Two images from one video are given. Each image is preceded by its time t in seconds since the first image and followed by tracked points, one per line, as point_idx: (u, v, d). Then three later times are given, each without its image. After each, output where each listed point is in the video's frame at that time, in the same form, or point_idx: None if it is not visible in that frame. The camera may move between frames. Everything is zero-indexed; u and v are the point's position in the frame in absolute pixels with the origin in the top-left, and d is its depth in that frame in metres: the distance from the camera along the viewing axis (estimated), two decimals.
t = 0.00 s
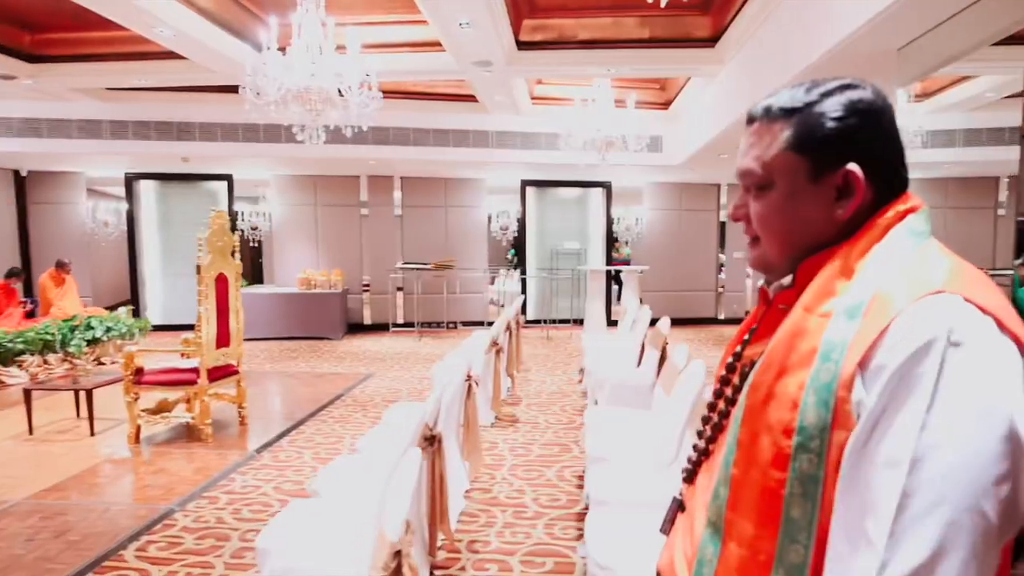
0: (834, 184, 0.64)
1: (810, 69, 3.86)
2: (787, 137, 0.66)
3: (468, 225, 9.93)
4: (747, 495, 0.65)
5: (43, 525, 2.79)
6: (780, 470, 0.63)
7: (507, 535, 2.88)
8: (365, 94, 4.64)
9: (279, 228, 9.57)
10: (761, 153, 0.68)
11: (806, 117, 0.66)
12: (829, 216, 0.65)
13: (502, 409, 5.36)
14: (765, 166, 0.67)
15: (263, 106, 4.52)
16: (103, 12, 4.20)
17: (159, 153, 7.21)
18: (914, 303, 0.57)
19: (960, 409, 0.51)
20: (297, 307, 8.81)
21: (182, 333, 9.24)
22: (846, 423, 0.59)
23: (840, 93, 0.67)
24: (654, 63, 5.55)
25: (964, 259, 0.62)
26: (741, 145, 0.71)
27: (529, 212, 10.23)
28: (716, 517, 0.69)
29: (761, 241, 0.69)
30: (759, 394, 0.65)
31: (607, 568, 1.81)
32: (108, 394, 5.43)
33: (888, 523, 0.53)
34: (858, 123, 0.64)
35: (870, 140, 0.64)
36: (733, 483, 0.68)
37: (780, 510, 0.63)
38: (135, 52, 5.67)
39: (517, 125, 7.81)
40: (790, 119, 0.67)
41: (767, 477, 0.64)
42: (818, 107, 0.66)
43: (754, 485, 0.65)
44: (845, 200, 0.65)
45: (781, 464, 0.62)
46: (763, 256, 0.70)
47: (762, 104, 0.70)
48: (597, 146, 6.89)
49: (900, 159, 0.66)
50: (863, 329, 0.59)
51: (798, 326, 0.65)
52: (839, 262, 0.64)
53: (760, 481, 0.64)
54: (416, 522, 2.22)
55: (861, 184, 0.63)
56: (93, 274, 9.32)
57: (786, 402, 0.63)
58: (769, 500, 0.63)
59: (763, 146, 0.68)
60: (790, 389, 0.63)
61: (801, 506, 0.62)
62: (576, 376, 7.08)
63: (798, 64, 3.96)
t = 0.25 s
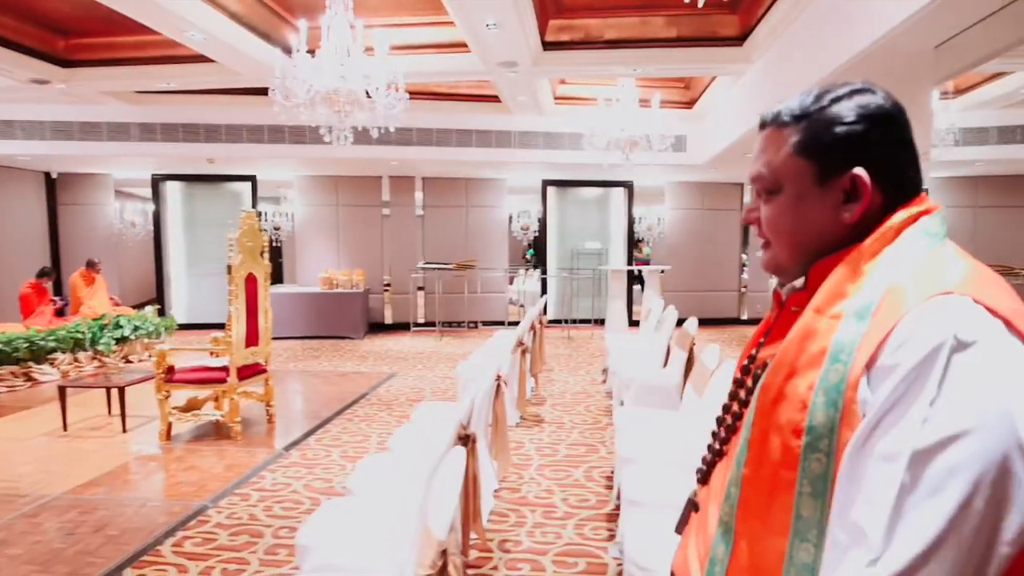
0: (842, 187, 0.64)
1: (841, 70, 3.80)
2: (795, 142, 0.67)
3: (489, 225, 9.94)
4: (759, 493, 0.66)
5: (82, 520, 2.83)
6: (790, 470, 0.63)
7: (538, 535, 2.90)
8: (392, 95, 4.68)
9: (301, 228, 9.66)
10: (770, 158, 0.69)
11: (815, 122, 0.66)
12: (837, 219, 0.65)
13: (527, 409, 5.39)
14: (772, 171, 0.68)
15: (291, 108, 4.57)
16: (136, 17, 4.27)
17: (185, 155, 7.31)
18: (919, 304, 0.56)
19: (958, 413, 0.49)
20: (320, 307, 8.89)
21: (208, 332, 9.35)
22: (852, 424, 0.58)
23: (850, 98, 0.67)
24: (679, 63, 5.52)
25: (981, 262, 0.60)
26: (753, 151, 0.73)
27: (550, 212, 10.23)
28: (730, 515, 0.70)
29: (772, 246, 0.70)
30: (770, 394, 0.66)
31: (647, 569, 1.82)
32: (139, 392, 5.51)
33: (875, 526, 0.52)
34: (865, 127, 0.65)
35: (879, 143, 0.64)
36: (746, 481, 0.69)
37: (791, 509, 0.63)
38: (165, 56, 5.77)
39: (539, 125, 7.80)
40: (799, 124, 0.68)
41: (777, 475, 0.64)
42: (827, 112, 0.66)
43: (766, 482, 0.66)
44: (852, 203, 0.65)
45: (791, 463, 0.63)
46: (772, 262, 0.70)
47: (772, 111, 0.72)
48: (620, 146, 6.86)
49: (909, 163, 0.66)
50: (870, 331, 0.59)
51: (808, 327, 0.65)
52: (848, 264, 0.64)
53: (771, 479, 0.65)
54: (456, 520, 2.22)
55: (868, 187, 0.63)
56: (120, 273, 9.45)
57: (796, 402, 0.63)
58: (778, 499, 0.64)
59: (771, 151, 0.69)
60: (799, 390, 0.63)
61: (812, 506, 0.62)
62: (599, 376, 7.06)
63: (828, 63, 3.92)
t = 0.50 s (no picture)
0: (843, 195, 0.66)
1: (875, 68, 3.74)
2: (799, 150, 0.69)
3: (509, 225, 9.93)
4: (765, 497, 0.68)
5: (119, 514, 2.88)
6: (793, 475, 0.65)
7: (567, 534, 2.89)
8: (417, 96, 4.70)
9: (323, 229, 9.74)
10: (775, 165, 0.71)
11: (819, 130, 0.69)
12: (838, 226, 0.67)
13: (551, 409, 5.38)
14: (777, 177, 0.70)
15: (317, 108, 4.61)
16: (164, 19, 4.31)
17: (210, 156, 7.40)
18: (917, 312, 0.58)
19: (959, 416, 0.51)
20: (342, 306, 8.95)
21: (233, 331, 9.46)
22: (853, 430, 0.60)
23: (855, 106, 0.69)
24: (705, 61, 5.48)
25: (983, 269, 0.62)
26: (761, 157, 0.75)
27: (570, 212, 10.20)
28: (736, 519, 0.72)
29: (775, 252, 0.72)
30: (773, 400, 0.68)
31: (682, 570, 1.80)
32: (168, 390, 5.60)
33: (883, 525, 0.54)
34: (871, 135, 0.66)
35: (883, 151, 0.66)
36: (752, 486, 0.71)
37: (793, 512, 0.65)
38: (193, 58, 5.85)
39: (561, 124, 7.78)
40: (803, 131, 0.70)
41: (781, 481, 0.66)
42: (833, 118, 0.68)
43: (771, 488, 0.68)
44: (853, 210, 0.66)
45: (794, 469, 0.65)
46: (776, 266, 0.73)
47: (780, 119, 0.74)
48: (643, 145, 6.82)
49: (915, 170, 0.67)
50: (869, 338, 0.61)
51: (811, 335, 0.67)
52: (849, 271, 0.66)
53: (775, 484, 0.67)
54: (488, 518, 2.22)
55: (867, 195, 0.65)
56: (146, 273, 9.58)
57: (797, 409, 0.65)
58: (782, 502, 0.66)
59: (777, 159, 0.71)
60: (802, 397, 0.65)
61: (814, 510, 0.64)
62: (621, 376, 7.02)
63: (859, 61, 3.86)
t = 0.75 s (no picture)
0: (845, 199, 0.67)
1: (908, 65, 3.68)
2: (802, 154, 0.70)
3: (530, 225, 9.91)
4: (761, 499, 0.69)
5: (155, 509, 2.94)
6: (790, 474, 0.66)
7: (597, 534, 2.89)
8: (443, 96, 4.71)
9: (346, 229, 9.83)
10: (779, 170, 0.72)
11: (822, 136, 0.70)
12: (840, 230, 0.68)
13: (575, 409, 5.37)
14: (781, 181, 0.71)
15: (345, 109, 4.63)
16: (196, 22, 4.38)
17: (236, 157, 7.49)
18: (913, 315, 0.58)
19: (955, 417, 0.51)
20: (364, 306, 9.00)
21: (258, 330, 9.56)
22: (851, 431, 0.61)
23: (859, 113, 0.70)
24: (732, 59, 5.45)
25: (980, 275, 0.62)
26: (766, 162, 0.76)
27: (591, 212, 10.17)
28: (732, 518, 0.73)
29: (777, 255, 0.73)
30: (772, 401, 0.69)
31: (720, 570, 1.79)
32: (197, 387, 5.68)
33: (877, 526, 0.54)
34: (874, 141, 0.67)
35: (886, 157, 0.67)
36: (749, 486, 0.71)
37: (789, 511, 0.66)
38: (222, 60, 5.94)
39: (584, 124, 7.76)
40: (807, 137, 0.71)
41: (777, 480, 0.67)
42: (837, 123, 0.69)
43: (768, 489, 0.68)
44: (855, 213, 0.67)
45: (792, 469, 0.65)
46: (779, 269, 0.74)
47: (784, 123, 0.75)
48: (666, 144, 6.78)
49: (917, 175, 0.68)
50: (868, 342, 0.62)
51: (810, 338, 0.67)
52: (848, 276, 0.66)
53: (772, 485, 0.67)
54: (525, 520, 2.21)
55: (869, 198, 0.66)
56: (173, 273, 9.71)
57: (796, 410, 0.65)
58: (778, 503, 0.67)
59: (782, 163, 0.72)
60: (801, 399, 0.65)
61: (810, 510, 0.64)
62: (645, 377, 6.98)
63: (892, 58, 3.80)
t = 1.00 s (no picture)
0: (848, 190, 0.72)
1: (942, 62, 3.61)
2: (806, 148, 0.75)
3: (551, 224, 9.87)
4: (759, 476, 0.73)
5: (190, 505, 2.99)
6: (787, 453, 0.70)
7: (627, 535, 2.87)
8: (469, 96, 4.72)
9: (368, 228, 9.86)
10: (785, 162, 0.77)
11: (825, 129, 0.74)
12: (841, 219, 0.73)
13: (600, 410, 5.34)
14: (785, 173, 0.76)
15: (372, 109, 4.64)
16: (227, 25, 4.43)
17: (261, 158, 7.55)
18: (903, 300, 0.60)
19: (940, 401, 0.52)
20: (386, 306, 9.03)
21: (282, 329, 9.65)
22: (845, 410, 0.65)
23: (861, 108, 0.74)
24: (759, 57, 5.42)
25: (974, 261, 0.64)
26: (772, 154, 0.81)
27: (613, 212, 10.12)
28: (728, 497, 0.78)
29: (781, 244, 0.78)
30: (771, 382, 0.73)
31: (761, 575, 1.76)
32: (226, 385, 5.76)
33: (877, 506, 0.56)
34: (876, 134, 0.72)
35: (885, 150, 0.71)
36: (747, 465, 0.75)
37: (786, 487, 0.70)
38: (250, 63, 6.00)
39: (607, 123, 7.71)
40: (811, 130, 0.76)
41: (774, 459, 0.71)
42: (840, 117, 0.74)
43: (766, 467, 0.72)
44: (857, 203, 0.72)
45: (788, 448, 0.70)
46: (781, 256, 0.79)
47: (789, 116, 0.79)
48: (691, 142, 6.71)
49: (915, 168, 0.73)
50: (862, 326, 0.65)
51: (807, 322, 0.72)
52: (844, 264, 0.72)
53: (769, 463, 0.72)
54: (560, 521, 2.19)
55: (870, 189, 0.71)
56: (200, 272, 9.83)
57: (793, 390, 0.70)
58: (775, 479, 0.71)
59: (786, 156, 0.77)
60: (797, 379, 0.70)
61: (805, 486, 0.68)
62: (669, 378, 6.92)
63: (926, 55, 3.73)
